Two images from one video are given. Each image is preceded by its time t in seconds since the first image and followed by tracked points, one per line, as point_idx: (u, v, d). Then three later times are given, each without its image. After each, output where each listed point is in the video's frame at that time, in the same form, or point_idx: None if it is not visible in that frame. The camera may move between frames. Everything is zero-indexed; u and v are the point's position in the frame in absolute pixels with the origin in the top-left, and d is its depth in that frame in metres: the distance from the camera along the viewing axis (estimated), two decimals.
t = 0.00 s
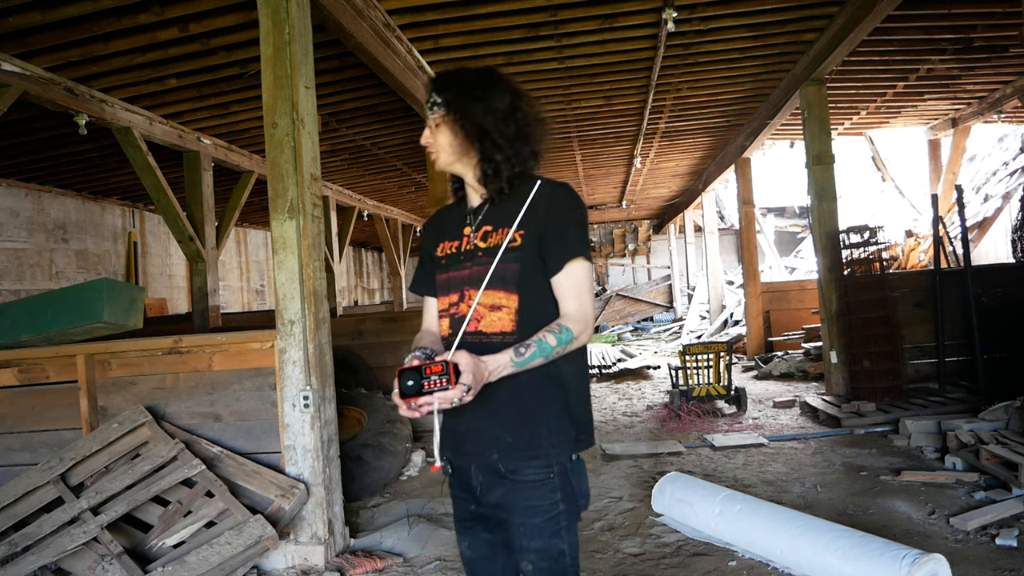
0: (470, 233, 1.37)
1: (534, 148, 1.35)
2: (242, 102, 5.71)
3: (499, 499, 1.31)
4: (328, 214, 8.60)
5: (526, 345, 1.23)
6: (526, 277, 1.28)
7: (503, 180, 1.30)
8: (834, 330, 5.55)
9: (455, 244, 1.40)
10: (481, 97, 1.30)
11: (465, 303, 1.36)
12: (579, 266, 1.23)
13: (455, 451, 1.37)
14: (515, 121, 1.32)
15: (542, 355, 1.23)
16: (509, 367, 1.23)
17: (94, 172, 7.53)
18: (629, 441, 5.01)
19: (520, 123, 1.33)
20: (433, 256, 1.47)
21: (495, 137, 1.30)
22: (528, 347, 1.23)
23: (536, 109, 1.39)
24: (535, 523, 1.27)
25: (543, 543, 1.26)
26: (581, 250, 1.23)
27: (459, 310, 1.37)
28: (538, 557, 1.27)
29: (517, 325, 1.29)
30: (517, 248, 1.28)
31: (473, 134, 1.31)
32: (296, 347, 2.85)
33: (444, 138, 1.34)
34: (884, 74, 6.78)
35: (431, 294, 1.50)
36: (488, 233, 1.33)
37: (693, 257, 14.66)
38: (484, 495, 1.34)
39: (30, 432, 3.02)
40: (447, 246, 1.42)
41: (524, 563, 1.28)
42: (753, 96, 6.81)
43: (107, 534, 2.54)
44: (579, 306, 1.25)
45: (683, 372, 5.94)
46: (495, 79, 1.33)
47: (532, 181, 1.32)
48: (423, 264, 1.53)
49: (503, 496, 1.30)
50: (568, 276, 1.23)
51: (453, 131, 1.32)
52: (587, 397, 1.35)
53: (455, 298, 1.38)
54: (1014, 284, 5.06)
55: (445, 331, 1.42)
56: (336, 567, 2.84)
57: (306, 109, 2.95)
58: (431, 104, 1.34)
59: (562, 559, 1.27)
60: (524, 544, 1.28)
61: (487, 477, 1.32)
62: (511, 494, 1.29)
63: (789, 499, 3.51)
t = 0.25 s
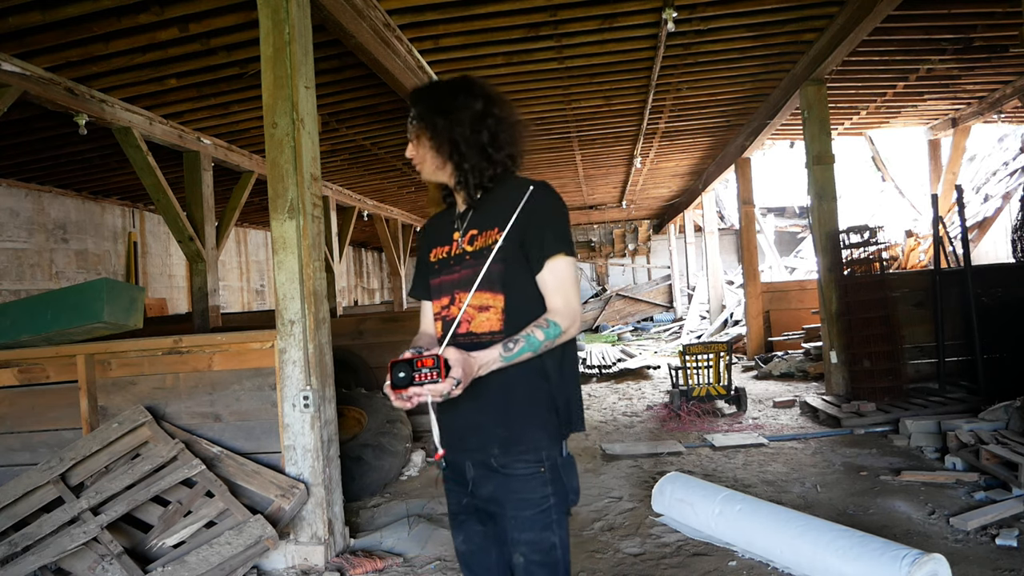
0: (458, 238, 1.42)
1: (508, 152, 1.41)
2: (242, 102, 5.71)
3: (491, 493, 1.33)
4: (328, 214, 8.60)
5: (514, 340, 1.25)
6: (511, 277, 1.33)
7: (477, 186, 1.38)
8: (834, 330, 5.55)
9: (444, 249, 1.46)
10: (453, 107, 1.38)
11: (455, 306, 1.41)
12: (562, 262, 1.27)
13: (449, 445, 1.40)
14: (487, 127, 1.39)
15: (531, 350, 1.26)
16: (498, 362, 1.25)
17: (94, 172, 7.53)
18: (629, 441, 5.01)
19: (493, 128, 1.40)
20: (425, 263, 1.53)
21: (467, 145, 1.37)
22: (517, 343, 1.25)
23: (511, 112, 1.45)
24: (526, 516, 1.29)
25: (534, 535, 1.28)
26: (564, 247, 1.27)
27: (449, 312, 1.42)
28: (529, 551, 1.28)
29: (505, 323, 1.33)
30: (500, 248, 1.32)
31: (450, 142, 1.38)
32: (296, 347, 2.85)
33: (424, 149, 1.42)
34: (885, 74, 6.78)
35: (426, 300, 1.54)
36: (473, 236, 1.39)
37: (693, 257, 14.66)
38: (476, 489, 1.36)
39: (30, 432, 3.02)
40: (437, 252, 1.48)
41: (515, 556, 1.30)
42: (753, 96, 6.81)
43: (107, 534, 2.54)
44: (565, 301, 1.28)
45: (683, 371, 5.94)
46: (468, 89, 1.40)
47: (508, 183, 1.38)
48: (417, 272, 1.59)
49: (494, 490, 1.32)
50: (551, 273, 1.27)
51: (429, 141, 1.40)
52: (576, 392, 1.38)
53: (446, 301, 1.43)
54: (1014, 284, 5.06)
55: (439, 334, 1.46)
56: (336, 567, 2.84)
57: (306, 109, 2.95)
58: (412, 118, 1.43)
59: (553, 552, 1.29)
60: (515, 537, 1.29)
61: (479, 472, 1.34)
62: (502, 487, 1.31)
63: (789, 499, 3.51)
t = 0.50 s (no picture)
0: (449, 243, 1.44)
1: (495, 158, 1.43)
2: (242, 102, 5.71)
3: (479, 490, 1.34)
4: (328, 214, 8.60)
5: (503, 340, 1.26)
6: (500, 282, 1.34)
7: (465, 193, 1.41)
8: (834, 330, 5.55)
9: (435, 255, 1.48)
10: (439, 116, 1.40)
11: (447, 310, 1.42)
12: (548, 268, 1.29)
13: (440, 443, 1.41)
14: (473, 134, 1.41)
15: (518, 351, 1.27)
16: (486, 361, 1.26)
17: (94, 172, 7.53)
18: (629, 441, 5.01)
19: (479, 136, 1.42)
20: (419, 269, 1.55)
21: (453, 153, 1.39)
22: (505, 343, 1.26)
23: (497, 119, 1.47)
24: (512, 512, 1.29)
25: (519, 532, 1.28)
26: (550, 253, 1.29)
27: (441, 316, 1.44)
28: (515, 547, 1.29)
29: (493, 326, 1.34)
30: (489, 252, 1.34)
31: (437, 150, 1.40)
32: (296, 347, 2.85)
33: (413, 158, 1.44)
34: (885, 74, 6.78)
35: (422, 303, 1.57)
36: (464, 241, 1.40)
37: (693, 257, 14.67)
38: (465, 486, 1.36)
39: (30, 432, 3.02)
40: (429, 257, 1.49)
41: (500, 553, 1.30)
42: (753, 96, 6.81)
43: (107, 534, 2.54)
44: (551, 304, 1.29)
45: (683, 371, 5.94)
46: (454, 97, 1.42)
47: (496, 189, 1.40)
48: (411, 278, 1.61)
49: (482, 487, 1.32)
50: (538, 277, 1.29)
51: (417, 150, 1.43)
52: (565, 394, 1.39)
53: (438, 306, 1.45)
54: (1014, 285, 5.06)
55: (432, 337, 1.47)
56: (337, 567, 2.84)
57: (306, 109, 2.95)
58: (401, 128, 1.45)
59: (538, 549, 1.29)
60: (500, 534, 1.30)
61: (469, 469, 1.35)
62: (489, 484, 1.31)
63: (789, 499, 3.51)
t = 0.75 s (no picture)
0: (443, 249, 1.44)
1: (489, 164, 1.44)
2: (242, 102, 5.71)
3: (467, 491, 1.34)
4: (328, 214, 8.60)
5: (500, 342, 1.26)
6: (493, 287, 1.34)
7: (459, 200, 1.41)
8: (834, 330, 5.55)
9: (430, 260, 1.48)
10: (432, 123, 1.40)
11: (441, 314, 1.42)
12: (541, 272, 1.30)
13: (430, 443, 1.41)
14: (466, 141, 1.41)
15: (515, 353, 1.27)
16: (484, 364, 1.25)
17: (94, 172, 7.52)
18: (629, 441, 5.01)
19: (472, 142, 1.43)
20: (415, 274, 1.55)
21: (447, 160, 1.40)
22: (502, 345, 1.26)
23: (490, 125, 1.48)
24: (498, 515, 1.30)
25: (505, 534, 1.29)
26: (543, 257, 1.31)
27: (436, 321, 1.43)
28: (499, 550, 1.29)
29: (488, 330, 1.34)
30: (483, 257, 1.34)
31: (430, 156, 1.40)
32: (296, 347, 2.85)
33: (407, 165, 1.44)
34: (885, 74, 6.78)
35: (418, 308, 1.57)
36: (457, 246, 1.40)
37: (693, 257, 14.67)
38: (454, 487, 1.37)
39: (30, 432, 3.02)
40: (424, 263, 1.50)
41: (485, 554, 1.30)
42: (753, 96, 6.81)
43: (107, 534, 2.54)
44: (545, 308, 1.31)
45: (683, 371, 5.94)
46: (446, 104, 1.43)
47: (490, 194, 1.40)
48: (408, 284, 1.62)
49: (470, 488, 1.33)
50: (531, 281, 1.30)
51: (410, 157, 1.43)
52: (558, 398, 1.39)
53: (433, 310, 1.45)
54: (1014, 285, 5.05)
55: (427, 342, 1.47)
56: (337, 567, 2.84)
57: (306, 109, 2.95)
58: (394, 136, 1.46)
59: (523, 552, 1.29)
60: (486, 536, 1.30)
61: (457, 470, 1.35)
62: (477, 486, 1.32)
63: (789, 499, 3.51)
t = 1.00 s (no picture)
0: (440, 250, 1.44)
1: (488, 167, 1.44)
2: (242, 102, 5.71)
3: (462, 492, 1.34)
4: (328, 214, 8.60)
5: (501, 343, 1.26)
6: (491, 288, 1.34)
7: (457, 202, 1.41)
8: (834, 330, 5.56)
9: (427, 261, 1.48)
10: (431, 124, 1.41)
11: (438, 315, 1.42)
12: (539, 274, 1.31)
13: (425, 445, 1.40)
14: (465, 143, 1.42)
15: (516, 355, 1.27)
16: (485, 365, 1.25)
17: (94, 172, 7.53)
18: (629, 441, 5.01)
19: (471, 145, 1.43)
20: (411, 274, 1.56)
21: (446, 163, 1.40)
22: (504, 345, 1.26)
23: (488, 129, 1.48)
24: (494, 515, 1.30)
25: (501, 534, 1.29)
26: (542, 259, 1.31)
27: (432, 322, 1.43)
28: (494, 550, 1.29)
29: (485, 332, 1.34)
30: (481, 259, 1.34)
31: (428, 158, 1.41)
32: (296, 347, 2.85)
33: (405, 166, 1.45)
34: (885, 74, 6.78)
35: (414, 310, 1.57)
36: (455, 249, 1.40)
37: (693, 257, 14.67)
38: (450, 488, 1.37)
39: (30, 432, 3.02)
40: (421, 263, 1.50)
41: (480, 556, 1.30)
42: (753, 96, 6.81)
43: (107, 534, 2.54)
44: (543, 310, 1.31)
45: (683, 371, 5.94)
46: (445, 106, 1.43)
47: (488, 197, 1.40)
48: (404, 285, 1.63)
49: (466, 489, 1.33)
50: (530, 283, 1.31)
51: (409, 158, 1.43)
52: (554, 401, 1.39)
53: (428, 311, 1.45)
54: (1014, 284, 5.05)
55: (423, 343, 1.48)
56: (336, 567, 2.84)
57: (306, 109, 2.95)
58: (392, 137, 1.46)
59: (518, 553, 1.29)
60: (481, 538, 1.30)
61: (452, 472, 1.35)
62: (473, 487, 1.32)
63: (789, 499, 3.51)
